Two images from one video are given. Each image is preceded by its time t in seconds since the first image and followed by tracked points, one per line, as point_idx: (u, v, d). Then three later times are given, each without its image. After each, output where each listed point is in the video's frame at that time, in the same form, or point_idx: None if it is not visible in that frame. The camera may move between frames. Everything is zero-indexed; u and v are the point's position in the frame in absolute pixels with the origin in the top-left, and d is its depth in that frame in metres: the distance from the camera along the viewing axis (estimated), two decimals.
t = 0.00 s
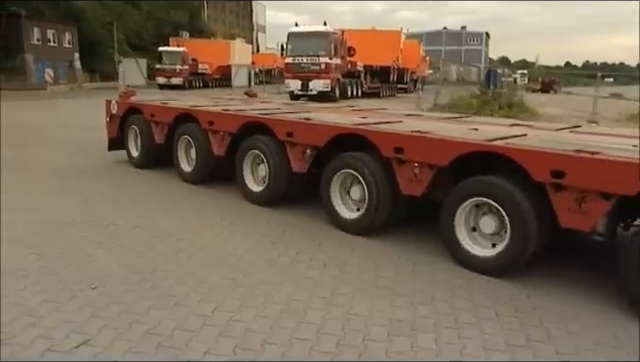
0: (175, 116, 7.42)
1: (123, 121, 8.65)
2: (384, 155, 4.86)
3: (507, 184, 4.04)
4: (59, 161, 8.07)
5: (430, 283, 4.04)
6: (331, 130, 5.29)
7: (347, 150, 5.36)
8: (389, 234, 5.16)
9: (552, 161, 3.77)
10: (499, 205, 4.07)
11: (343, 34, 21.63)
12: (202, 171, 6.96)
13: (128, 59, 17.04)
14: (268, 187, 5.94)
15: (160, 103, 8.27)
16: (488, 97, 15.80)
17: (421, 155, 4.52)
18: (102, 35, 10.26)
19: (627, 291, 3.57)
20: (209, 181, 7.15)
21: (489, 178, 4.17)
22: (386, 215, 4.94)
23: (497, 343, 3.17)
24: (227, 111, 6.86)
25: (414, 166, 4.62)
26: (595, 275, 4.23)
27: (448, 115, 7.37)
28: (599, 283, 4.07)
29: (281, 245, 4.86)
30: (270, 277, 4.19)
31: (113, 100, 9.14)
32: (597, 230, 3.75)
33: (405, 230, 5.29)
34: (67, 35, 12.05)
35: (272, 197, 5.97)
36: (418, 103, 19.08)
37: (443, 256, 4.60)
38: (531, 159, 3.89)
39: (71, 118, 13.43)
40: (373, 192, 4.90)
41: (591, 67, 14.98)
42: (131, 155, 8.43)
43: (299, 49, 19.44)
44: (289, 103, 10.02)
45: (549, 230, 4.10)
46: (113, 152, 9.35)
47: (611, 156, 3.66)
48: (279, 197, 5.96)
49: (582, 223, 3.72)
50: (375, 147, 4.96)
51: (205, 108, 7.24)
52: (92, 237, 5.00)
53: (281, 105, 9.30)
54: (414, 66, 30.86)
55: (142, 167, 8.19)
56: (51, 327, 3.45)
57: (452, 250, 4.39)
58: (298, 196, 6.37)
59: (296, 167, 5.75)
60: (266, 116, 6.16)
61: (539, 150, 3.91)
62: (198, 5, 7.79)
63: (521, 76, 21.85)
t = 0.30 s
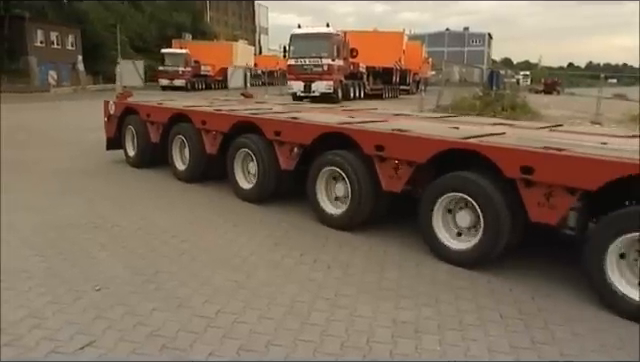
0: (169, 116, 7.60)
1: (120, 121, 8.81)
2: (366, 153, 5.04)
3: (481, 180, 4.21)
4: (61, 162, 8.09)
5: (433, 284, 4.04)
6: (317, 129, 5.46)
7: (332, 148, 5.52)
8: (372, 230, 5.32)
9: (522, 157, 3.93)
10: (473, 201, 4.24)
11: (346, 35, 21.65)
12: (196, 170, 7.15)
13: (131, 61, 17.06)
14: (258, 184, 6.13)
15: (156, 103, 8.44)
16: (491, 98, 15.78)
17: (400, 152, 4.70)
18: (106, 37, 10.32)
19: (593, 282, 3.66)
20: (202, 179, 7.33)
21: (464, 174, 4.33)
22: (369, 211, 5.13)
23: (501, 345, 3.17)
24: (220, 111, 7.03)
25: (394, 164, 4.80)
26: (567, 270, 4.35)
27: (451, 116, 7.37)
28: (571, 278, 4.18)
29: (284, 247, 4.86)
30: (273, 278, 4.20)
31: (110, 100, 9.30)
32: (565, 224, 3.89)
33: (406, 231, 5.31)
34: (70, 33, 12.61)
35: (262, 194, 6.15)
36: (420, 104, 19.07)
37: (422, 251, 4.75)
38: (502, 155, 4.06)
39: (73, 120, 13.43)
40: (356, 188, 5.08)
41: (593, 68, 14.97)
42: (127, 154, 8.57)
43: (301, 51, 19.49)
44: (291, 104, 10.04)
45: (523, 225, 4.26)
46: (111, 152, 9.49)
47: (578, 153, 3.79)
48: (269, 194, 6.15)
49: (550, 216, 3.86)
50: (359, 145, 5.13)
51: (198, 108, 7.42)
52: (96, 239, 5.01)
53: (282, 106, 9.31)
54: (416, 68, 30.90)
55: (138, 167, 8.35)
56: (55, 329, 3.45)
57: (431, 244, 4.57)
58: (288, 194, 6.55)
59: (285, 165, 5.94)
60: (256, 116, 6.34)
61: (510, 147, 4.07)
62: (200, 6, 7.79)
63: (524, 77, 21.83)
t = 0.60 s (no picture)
0: (161, 114, 7.75)
1: (114, 118, 8.94)
2: (348, 150, 5.21)
3: (456, 176, 4.37)
4: (59, 161, 8.07)
5: (433, 284, 4.04)
6: (302, 126, 5.62)
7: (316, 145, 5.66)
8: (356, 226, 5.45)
9: (494, 153, 4.10)
10: (449, 196, 4.39)
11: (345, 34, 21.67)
12: (186, 166, 7.28)
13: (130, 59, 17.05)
14: (246, 180, 6.27)
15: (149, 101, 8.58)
16: (489, 98, 15.82)
17: (380, 148, 4.87)
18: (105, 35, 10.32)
19: (560, 275, 3.82)
20: (193, 176, 7.46)
21: (441, 170, 4.49)
22: (351, 206, 5.27)
23: (500, 346, 3.17)
24: (211, 108, 7.19)
25: (374, 160, 4.97)
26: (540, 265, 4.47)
27: (450, 116, 7.37)
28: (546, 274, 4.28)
29: (283, 247, 4.86)
30: (272, 278, 4.20)
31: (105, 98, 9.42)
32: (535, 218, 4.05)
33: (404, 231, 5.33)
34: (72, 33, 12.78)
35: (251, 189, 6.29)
36: (419, 105, 19.08)
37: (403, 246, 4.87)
38: (476, 152, 4.23)
39: (71, 119, 13.38)
40: (338, 184, 5.23)
41: (592, 68, 14.99)
42: (121, 151, 8.69)
43: (300, 51, 19.52)
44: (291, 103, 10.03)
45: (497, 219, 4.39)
46: (104, 149, 9.65)
47: (548, 150, 3.96)
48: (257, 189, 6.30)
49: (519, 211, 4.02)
50: (341, 142, 5.29)
51: (189, 106, 7.58)
52: (95, 238, 5.00)
53: (282, 105, 9.30)
54: (415, 68, 30.89)
55: (132, 163, 8.47)
56: (54, 328, 3.45)
57: (409, 237, 4.72)
58: (276, 190, 6.69)
59: (272, 161, 6.08)
60: (244, 114, 6.50)
61: (484, 144, 4.25)
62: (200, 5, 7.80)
63: (523, 78, 21.86)
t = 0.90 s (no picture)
0: (151, 113, 7.97)
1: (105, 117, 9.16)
2: (328, 147, 5.43)
3: (427, 171, 4.58)
4: (55, 162, 8.04)
5: (430, 284, 4.05)
6: (285, 124, 5.85)
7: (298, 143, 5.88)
8: (337, 221, 5.63)
9: (463, 149, 4.31)
10: (421, 190, 4.61)
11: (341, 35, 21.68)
12: (174, 164, 7.50)
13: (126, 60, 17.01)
14: (232, 177, 6.49)
15: (140, 101, 8.80)
16: (485, 98, 15.88)
17: (357, 145, 5.10)
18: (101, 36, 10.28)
19: (526, 266, 4.01)
20: (181, 173, 7.70)
21: (414, 166, 4.70)
22: (330, 201, 5.50)
23: (498, 345, 3.18)
24: (199, 107, 7.42)
25: (352, 156, 5.20)
26: (509, 257, 4.66)
27: (445, 116, 7.41)
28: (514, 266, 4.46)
29: (280, 247, 4.86)
30: (269, 278, 4.19)
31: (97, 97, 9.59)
32: (502, 211, 4.25)
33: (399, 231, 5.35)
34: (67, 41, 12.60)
35: (236, 186, 6.51)
36: (415, 105, 19.13)
37: (381, 239, 5.06)
38: (446, 148, 4.44)
39: (67, 119, 13.34)
40: (318, 179, 5.45)
41: (587, 68, 15.05)
42: (112, 150, 8.88)
43: (296, 51, 19.55)
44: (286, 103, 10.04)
45: (467, 213, 4.58)
46: (95, 148, 9.86)
47: (514, 145, 4.16)
48: (242, 185, 6.54)
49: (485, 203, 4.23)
50: (321, 140, 5.51)
51: (178, 105, 7.81)
52: (91, 239, 4.99)
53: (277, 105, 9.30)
54: (411, 68, 30.95)
55: (122, 161, 8.66)
56: (50, 329, 3.45)
57: (385, 231, 4.92)
58: (261, 187, 6.90)
59: (257, 159, 6.33)
60: (230, 113, 6.72)
61: (455, 140, 4.46)
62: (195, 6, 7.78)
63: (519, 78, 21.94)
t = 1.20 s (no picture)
0: (146, 110, 8.16)
1: (104, 114, 9.36)
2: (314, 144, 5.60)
3: (408, 167, 4.75)
4: (55, 160, 8.05)
5: (432, 284, 4.05)
6: (272, 121, 6.01)
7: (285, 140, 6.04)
8: (329, 218, 5.72)
9: (440, 146, 4.46)
10: (402, 186, 4.77)
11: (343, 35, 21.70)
12: (168, 160, 7.69)
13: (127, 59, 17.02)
14: (223, 172, 6.68)
15: (136, 98, 8.97)
16: (487, 99, 15.91)
17: (341, 142, 5.27)
18: (103, 35, 10.28)
19: (500, 258, 4.18)
20: (176, 169, 7.89)
21: (395, 162, 4.86)
22: (316, 196, 5.68)
23: (499, 345, 3.19)
24: (192, 105, 7.58)
25: (337, 153, 5.37)
26: (486, 250, 4.83)
27: (446, 116, 7.40)
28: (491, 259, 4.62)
29: (281, 247, 4.86)
30: (271, 278, 4.20)
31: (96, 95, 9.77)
32: (478, 205, 4.41)
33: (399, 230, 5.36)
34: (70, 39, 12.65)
35: (226, 181, 6.70)
36: (416, 104, 19.13)
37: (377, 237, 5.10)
38: (424, 144, 4.60)
39: (69, 118, 13.35)
40: (304, 175, 5.62)
41: (588, 69, 15.05)
42: (109, 146, 9.07)
43: (298, 50, 19.56)
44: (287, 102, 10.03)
45: (446, 207, 4.74)
46: (94, 144, 10.05)
47: (489, 142, 4.32)
48: (233, 180, 6.71)
49: (460, 198, 4.39)
50: (308, 137, 5.68)
51: (172, 102, 7.98)
52: (92, 238, 4.99)
53: (279, 104, 9.28)
54: (413, 68, 30.96)
55: (119, 158, 8.85)
56: (52, 328, 3.45)
57: (369, 225, 5.10)
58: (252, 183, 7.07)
59: (246, 155, 6.51)
60: (222, 110, 6.88)
61: (433, 136, 4.62)
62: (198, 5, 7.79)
63: (520, 78, 21.94)
